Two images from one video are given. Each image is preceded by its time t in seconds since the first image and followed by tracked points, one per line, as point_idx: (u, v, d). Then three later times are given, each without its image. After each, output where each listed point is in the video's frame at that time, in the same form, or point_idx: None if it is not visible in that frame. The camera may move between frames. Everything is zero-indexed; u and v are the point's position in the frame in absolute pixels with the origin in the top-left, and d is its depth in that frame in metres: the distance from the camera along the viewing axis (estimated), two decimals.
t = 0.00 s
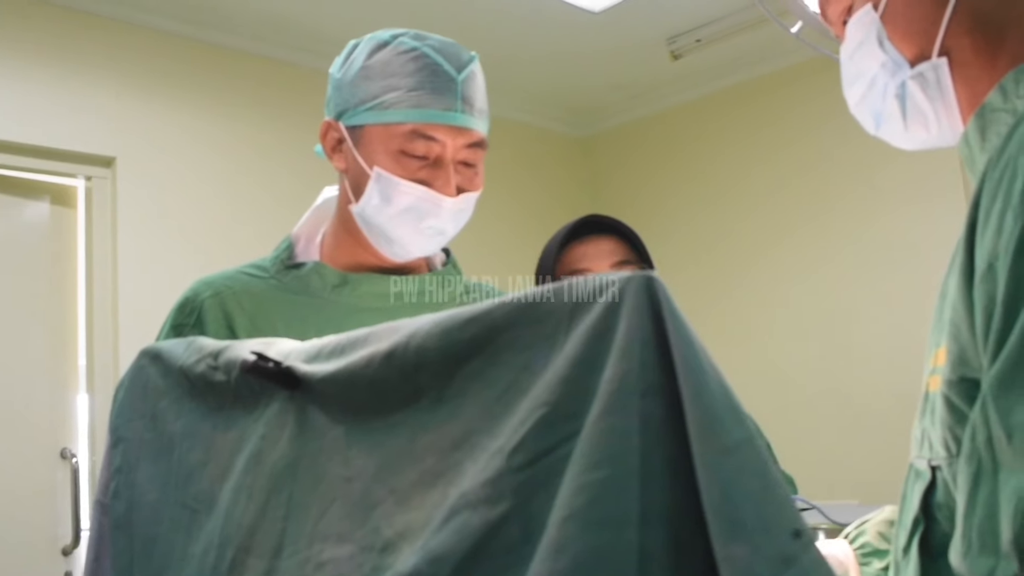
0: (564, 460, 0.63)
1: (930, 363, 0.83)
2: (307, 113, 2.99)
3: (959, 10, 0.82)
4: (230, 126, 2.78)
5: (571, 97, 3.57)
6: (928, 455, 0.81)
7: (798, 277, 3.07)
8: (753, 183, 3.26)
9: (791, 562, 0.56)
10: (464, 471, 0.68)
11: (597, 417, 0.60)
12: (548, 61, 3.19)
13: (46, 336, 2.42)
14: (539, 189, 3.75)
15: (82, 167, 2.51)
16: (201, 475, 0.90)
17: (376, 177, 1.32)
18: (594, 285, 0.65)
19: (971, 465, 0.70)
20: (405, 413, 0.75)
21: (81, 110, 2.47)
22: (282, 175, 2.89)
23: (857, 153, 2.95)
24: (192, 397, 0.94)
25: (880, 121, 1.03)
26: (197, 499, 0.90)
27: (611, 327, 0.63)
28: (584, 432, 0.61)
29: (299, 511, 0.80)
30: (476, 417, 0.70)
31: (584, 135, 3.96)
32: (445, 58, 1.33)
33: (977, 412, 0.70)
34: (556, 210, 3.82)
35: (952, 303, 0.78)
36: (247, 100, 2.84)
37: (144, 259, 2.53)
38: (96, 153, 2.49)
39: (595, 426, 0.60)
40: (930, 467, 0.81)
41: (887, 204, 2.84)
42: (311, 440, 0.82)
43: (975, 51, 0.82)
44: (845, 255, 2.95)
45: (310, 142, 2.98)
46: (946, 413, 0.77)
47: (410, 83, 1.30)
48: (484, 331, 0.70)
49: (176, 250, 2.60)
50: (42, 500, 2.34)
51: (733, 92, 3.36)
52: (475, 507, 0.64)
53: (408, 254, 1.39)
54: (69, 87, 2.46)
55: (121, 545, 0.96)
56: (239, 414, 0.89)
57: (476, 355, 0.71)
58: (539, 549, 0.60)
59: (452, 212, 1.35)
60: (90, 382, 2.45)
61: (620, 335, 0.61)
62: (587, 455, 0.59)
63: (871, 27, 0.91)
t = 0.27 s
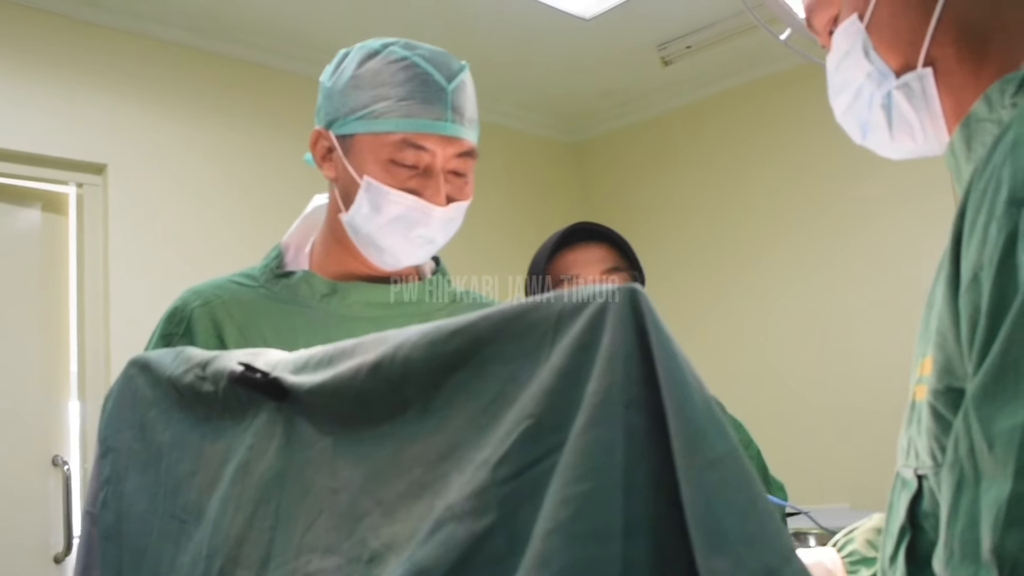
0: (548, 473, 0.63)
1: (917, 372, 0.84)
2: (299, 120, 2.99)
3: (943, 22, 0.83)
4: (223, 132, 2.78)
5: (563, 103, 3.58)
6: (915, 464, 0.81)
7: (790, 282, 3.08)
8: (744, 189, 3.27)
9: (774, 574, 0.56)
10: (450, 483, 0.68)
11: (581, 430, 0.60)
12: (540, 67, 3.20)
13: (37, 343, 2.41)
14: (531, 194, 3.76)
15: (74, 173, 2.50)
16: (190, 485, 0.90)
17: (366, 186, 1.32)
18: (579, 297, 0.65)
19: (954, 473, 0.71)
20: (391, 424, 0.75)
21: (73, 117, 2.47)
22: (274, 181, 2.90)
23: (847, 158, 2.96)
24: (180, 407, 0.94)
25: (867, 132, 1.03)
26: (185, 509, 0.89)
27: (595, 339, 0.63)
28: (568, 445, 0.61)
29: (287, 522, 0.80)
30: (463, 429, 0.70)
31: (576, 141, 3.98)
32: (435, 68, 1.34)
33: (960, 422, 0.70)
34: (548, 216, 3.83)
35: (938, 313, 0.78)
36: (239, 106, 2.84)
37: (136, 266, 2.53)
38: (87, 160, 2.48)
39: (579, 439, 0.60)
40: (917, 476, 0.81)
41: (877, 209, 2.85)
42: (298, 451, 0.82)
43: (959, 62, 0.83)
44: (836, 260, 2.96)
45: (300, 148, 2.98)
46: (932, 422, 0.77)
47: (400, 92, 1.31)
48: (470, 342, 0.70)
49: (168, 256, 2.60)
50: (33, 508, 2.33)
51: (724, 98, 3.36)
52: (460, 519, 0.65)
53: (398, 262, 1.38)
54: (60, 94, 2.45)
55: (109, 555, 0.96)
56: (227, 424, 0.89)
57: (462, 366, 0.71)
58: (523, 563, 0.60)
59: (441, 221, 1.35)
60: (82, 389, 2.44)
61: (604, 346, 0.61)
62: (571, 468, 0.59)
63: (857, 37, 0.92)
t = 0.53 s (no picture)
0: (534, 485, 0.63)
1: (905, 380, 0.84)
2: (297, 126, 3.00)
3: (931, 35, 0.85)
4: (221, 138, 2.80)
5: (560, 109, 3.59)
6: (903, 472, 0.81)
7: (787, 287, 3.08)
8: (741, 194, 3.27)
9: None
10: (439, 493, 0.69)
11: (567, 443, 0.60)
12: (537, 74, 3.20)
13: (36, 349, 2.42)
14: (529, 200, 3.77)
15: (74, 179, 2.52)
16: (184, 493, 0.91)
17: (361, 195, 1.33)
18: (567, 309, 0.66)
19: (940, 482, 0.72)
20: (381, 434, 0.76)
21: (74, 123, 2.48)
22: (272, 187, 2.91)
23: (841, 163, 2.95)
24: (175, 415, 0.95)
25: (857, 141, 1.06)
26: (180, 517, 0.90)
27: (581, 352, 0.63)
28: (554, 458, 0.61)
29: (279, 530, 0.80)
30: (453, 439, 0.70)
31: (573, 146, 3.99)
32: (429, 77, 1.35)
33: (946, 430, 0.71)
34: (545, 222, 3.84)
35: (925, 322, 0.79)
36: (236, 112, 2.85)
37: (136, 270, 2.54)
38: (87, 167, 2.49)
39: (564, 451, 0.60)
40: (904, 484, 0.82)
41: (873, 214, 2.85)
42: (291, 459, 0.82)
43: (947, 74, 0.85)
44: (832, 265, 2.96)
45: (296, 154, 2.98)
46: (920, 430, 0.78)
47: (394, 101, 1.32)
48: (458, 353, 0.70)
49: (168, 261, 2.62)
50: (34, 511, 2.35)
51: (721, 104, 3.37)
52: (448, 530, 0.65)
53: (392, 270, 1.40)
54: (60, 100, 2.46)
55: (105, 562, 0.97)
56: (222, 432, 0.89)
57: (451, 378, 0.71)
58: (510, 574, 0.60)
59: (435, 229, 1.36)
60: (82, 393, 2.46)
61: (590, 359, 0.62)
62: (556, 480, 0.60)
63: (846, 49, 0.94)
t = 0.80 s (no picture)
0: (519, 498, 0.64)
1: (890, 390, 0.84)
2: (289, 133, 3.00)
3: (915, 47, 0.85)
4: (214, 145, 2.80)
5: (553, 116, 3.59)
6: (888, 482, 0.82)
7: (780, 292, 3.08)
8: (734, 200, 3.27)
9: None
10: (425, 506, 0.69)
11: (550, 458, 0.61)
12: (530, 81, 3.21)
13: (31, 356, 2.42)
14: (523, 205, 3.78)
15: (69, 187, 2.52)
16: (174, 503, 0.91)
17: (350, 206, 1.35)
18: (552, 324, 0.66)
19: (924, 493, 0.72)
20: (369, 445, 0.76)
21: (68, 131, 2.48)
22: (265, 193, 2.91)
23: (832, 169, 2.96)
24: (165, 425, 0.95)
25: (843, 152, 1.06)
26: (170, 527, 0.90)
27: (565, 367, 0.64)
28: (537, 472, 0.62)
29: (268, 542, 0.81)
30: (439, 452, 0.71)
31: (565, 153, 3.99)
32: (417, 88, 1.37)
33: (929, 442, 0.71)
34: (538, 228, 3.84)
35: (909, 333, 0.79)
36: (229, 120, 2.85)
37: (130, 277, 2.54)
38: (82, 174, 2.49)
39: (547, 466, 0.61)
40: (889, 493, 0.82)
41: (864, 219, 2.86)
42: (280, 471, 0.82)
43: (931, 84, 0.85)
44: (823, 269, 2.97)
45: (288, 162, 2.98)
46: (905, 440, 0.78)
47: (383, 112, 1.34)
48: (444, 367, 0.71)
49: (163, 267, 2.62)
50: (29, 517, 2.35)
51: (713, 110, 3.37)
52: (434, 543, 0.66)
53: (382, 279, 1.42)
54: (54, 108, 2.46)
55: (96, 571, 0.97)
56: (211, 443, 0.90)
57: (437, 391, 0.72)
58: None
59: (425, 238, 1.37)
60: (77, 398, 2.46)
61: (574, 375, 0.62)
62: (540, 495, 0.60)
63: (832, 61, 0.95)
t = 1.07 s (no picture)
0: (506, 517, 0.64)
1: (878, 404, 0.84)
2: (282, 142, 3.00)
3: (902, 63, 0.87)
4: (207, 155, 2.79)
5: (546, 125, 3.60)
6: (876, 495, 0.82)
7: (773, 300, 3.09)
8: (727, 208, 3.27)
9: None
10: (413, 524, 0.69)
11: (536, 477, 0.61)
12: (524, 91, 3.21)
13: (26, 366, 2.42)
14: (517, 214, 3.77)
15: (65, 198, 2.52)
16: (166, 518, 0.90)
17: (341, 219, 1.37)
18: (538, 342, 0.67)
19: (910, 509, 0.71)
20: (358, 461, 0.76)
21: (63, 142, 2.49)
22: (260, 202, 2.91)
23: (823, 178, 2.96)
24: (157, 439, 0.95)
25: (831, 166, 1.06)
26: (162, 541, 0.90)
27: (551, 386, 0.64)
28: (524, 491, 0.62)
29: (258, 558, 0.80)
30: (427, 470, 0.71)
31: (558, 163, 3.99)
32: (409, 102, 1.40)
33: (914, 458, 0.71)
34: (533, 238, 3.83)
35: (896, 348, 0.79)
36: (223, 130, 2.85)
37: (126, 286, 2.55)
38: (78, 184, 2.50)
39: (533, 486, 0.61)
40: (877, 507, 0.82)
41: (858, 226, 2.86)
42: (270, 486, 0.82)
43: (917, 99, 0.86)
44: (816, 276, 2.97)
45: (281, 171, 2.98)
46: (892, 455, 0.78)
47: (374, 126, 1.36)
48: (431, 385, 0.71)
49: (158, 276, 2.62)
50: (26, 526, 2.35)
51: (705, 120, 3.37)
52: (422, 561, 0.66)
53: (374, 292, 1.42)
54: (49, 119, 2.47)
55: None
56: (203, 458, 0.90)
57: (425, 408, 0.72)
58: None
59: (417, 250, 1.39)
60: (73, 407, 2.46)
61: (560, 394, 0.63)
62: (526, 515, 0.60)
63: (819, 77, 0.95)
